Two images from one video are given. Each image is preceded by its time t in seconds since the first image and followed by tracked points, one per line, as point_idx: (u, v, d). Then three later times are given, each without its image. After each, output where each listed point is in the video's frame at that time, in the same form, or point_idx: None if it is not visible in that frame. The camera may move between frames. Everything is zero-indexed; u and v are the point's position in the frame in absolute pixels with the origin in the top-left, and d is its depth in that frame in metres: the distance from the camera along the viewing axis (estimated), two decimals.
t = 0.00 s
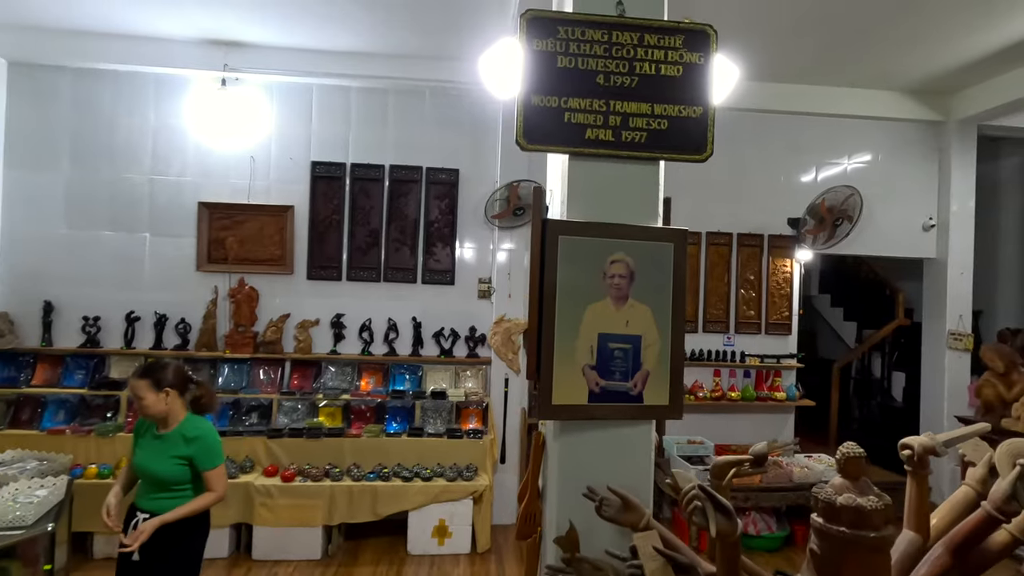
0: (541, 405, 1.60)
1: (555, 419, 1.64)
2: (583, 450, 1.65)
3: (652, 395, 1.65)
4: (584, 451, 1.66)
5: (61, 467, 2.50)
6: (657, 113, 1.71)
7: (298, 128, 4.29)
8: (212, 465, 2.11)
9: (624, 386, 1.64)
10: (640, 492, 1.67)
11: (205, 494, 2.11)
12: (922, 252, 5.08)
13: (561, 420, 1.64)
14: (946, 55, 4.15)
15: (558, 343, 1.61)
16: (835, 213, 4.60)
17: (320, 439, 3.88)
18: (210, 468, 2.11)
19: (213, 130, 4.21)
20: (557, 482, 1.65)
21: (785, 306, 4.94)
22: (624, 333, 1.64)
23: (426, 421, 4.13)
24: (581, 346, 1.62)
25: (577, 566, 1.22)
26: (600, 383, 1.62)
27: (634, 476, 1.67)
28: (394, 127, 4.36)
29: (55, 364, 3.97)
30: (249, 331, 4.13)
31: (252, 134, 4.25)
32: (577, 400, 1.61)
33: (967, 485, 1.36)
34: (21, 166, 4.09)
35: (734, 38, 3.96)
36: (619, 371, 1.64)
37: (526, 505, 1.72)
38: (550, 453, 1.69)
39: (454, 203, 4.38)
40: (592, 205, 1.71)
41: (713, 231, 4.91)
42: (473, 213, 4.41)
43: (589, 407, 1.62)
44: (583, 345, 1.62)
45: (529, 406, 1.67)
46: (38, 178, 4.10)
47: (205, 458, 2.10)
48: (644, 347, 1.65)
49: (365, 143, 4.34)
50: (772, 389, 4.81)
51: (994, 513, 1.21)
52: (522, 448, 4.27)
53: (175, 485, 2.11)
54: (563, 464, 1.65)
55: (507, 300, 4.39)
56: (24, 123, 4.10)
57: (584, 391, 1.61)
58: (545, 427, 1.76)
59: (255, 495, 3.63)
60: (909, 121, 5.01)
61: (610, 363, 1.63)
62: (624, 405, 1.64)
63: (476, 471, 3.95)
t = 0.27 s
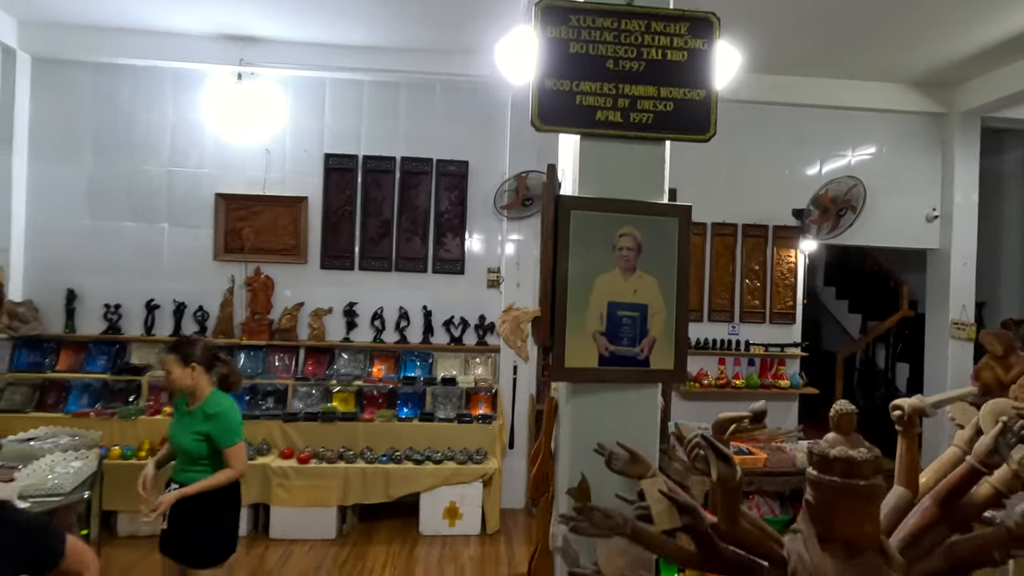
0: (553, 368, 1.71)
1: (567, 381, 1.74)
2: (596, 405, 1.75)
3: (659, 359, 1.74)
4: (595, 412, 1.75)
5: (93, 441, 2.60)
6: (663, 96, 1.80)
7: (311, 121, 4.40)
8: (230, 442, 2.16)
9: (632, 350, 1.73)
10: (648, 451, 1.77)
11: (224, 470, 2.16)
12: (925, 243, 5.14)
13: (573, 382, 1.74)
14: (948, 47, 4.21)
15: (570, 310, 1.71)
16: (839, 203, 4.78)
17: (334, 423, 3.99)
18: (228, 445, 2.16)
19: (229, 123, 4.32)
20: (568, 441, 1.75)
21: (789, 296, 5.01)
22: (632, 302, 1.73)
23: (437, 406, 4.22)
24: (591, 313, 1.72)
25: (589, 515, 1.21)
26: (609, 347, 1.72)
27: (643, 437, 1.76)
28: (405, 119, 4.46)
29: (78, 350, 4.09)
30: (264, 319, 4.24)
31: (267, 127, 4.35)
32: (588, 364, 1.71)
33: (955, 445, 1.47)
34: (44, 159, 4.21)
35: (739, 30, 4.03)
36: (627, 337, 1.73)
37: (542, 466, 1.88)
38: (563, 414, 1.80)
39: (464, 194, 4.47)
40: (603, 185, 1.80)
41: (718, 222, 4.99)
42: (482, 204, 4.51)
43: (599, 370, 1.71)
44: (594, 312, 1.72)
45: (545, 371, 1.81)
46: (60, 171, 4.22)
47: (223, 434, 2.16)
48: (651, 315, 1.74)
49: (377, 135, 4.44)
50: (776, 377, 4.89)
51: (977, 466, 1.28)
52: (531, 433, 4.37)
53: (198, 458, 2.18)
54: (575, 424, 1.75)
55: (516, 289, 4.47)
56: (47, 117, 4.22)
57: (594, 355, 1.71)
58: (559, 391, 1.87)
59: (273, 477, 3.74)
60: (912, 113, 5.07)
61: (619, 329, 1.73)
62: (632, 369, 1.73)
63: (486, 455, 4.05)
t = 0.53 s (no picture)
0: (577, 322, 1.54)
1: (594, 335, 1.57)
2: (624, 369, 1.57)
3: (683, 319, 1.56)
4: (624, 369, 1.59)
5: (147, 405, 2.81)
6: (687, 69, 1.88)
7: (341, 109, 4.54)
8: (271, 408, 2.30)
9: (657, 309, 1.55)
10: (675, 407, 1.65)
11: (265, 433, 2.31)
12: (950, 227, 5.12)
13: (601, 337, 1.56)
14: (975, 28, 4.19)
15: (594, 267, 1.54)
16: (861, 186, 4.78)
17: (363, 399, 4.16)
18: (269, 410, 2.30)
19: (263, 112, 4.49)
20: (594, 396, 1.60)
21: (811, 279, 5.04)
22: (657, 263, 1.55)
23: (462, 383, 4.38)
24: (618, 270, 1.54)
25: (616, 456, 1.31)
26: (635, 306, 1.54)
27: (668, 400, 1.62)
28: (431, 106, 4.58)
29: (123, 328, 4.33)
30: (298, 299, 4.44)
31: (300, 115, 4.51)
32: (613, 319, 1.53)
33: (966, 400, 1.50)
34: (90, 147, 4.43)
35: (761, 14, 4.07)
36: (652, 295, 1.54)
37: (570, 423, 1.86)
38: (591, 368, 1.64)
39: (488, 179, 4.58)
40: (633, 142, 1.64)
41: (739, 206, 5.03)
42: (506, 189, 4.61)
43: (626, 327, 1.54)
44: (621, 268, 1.54)
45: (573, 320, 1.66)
46: (105, 159, 4.44)
47: (265, 398, 2.30)
48: (674, 276, 1.57)
49: (403, 122, 4.58)
50: (797, 359, 4.93)
51: (984, 413, 1.29)
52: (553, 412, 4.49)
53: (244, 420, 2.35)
54: (602, 383, 1.59)
55: (539, 271, 4.56)
56: (92, 107, 4.43)
57: (619, 312, 1.54)
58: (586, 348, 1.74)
59: (307, 449, 3.94)
60: (938, 95, 5.03)
61: (644, 289, 1.54)
62: (656, 329, 1.55)
63: (510, 432, 4.19)
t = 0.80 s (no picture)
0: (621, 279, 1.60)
1: (638, 292, 1.63)
2: (666, 323, 1.63)
3: (721, 277, 1.60)
4: (666, 324, 1.64)
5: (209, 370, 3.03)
6: (728, 38, 1.66)
7: (382, 95, 4.70)
8: (305, 368, 2.44)
9: (696, 268, 1.60)
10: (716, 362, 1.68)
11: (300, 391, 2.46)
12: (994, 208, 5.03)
13: (644, 294, 1.62)
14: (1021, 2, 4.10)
15: (638, 227, 1.59)
16: (902, 165, 4.80)
17: (404, 374, 4.33)
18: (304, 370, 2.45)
19: (308, 99, 4.67)
20: (636, 350, 1.65)
21: (849, 261, 5.01)
22: (697, 224, 1.60)
23: (499, 360, 4.51)
24: (661, 230, 1.60)
25: (657, 403, 1.48)
26: (676, 265, 1.60)
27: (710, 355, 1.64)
28: (469, 91, 4.69)
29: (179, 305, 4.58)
30: (341, 279, 4.63)
31: (343, 102, 4.68)
32: (655, 278, 1.60)
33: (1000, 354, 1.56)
34: (148, 135, 4.67)
35: None
36: (693, 254, 1.60)
37: (609, 376, 1.80)
38: (632, 324, 1.70)
39: (524, 162, 4.69)
40: (675, 109, 1.66)
41: (775, 187, 5.03)
42: (541, 172, 4.71)
43: (666, 285, 1.60)
44: (664, 228, 1.60)
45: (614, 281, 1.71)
46: (162, 146, 4.68)
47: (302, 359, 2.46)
48: (715, 237, 1.60)
49: (441, 107, 4.70)
50: (833, 341, 4.93)
51: (1018, 364, 1.32)
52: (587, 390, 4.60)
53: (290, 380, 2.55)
54: (644, 337, 1.64)
55: (574, 253, 4.66)
56: (151, 96, 4.67)
57: (661, 270, 1.60)
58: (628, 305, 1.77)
59: (352, 420, 4.13)
60: (983, 73, 4.93)
61: (685, 248, 1.60)
62: (697, 287, 1.60)
63: (545, 407, 4.30)
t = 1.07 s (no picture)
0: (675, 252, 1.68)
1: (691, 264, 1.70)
2: (717, 294, 1.71)
3: (773, 250, 1.66)
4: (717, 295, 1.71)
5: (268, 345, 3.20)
6: (782, 16, 1.70)
7: (427, 84, 4.81)
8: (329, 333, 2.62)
9: (748, 241, 1.67)
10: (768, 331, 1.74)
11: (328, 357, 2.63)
12: None
13: (697, 265, 1.70)
14: None
15: (692, 201, 1.67)
16: (956, 147, 4.74)
17: (448, 355, 4.47)
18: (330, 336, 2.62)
19: (356, 89, 4.82)
20: (688, 320, 1.74)
21: (897, 247, 4.94)
22: (750, 198, 1.66)
23: (540, 343, 4.60)
24: (714, 204, 1.67)
25: (710, 368, 1.57)
26: (729, 238, 1.67)
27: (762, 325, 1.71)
28: (512, 78, 4.77)
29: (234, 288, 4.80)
30: (387, 263, 4.78)
31: (390, 91, 4.81)
32: (708, 250, 1.67)
33: None
34: (205, 125, 4.89)
35: None
36: (745, 227, 1.67)
37: (659, 348, 1.83)
38: (685, 295, 1.78)
39: (565, 148, 4.75)
40: (730, 90, 1.73)
41: (820, 171, 4.99)
42: (583, 158, 4.77)
43: (718, 257, 1.67)
44: (717, 202, 1.67)
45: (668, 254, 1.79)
46: (219, 136, 4.90)
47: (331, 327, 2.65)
48: (767, 211, 1.67)
49: (484, 95, 4.80)
50: (879, 328, 4.87)
51: None
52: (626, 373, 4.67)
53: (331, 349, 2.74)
54: (696, 307, 1.72)
55: (614, 238, 4.68)
56: (209, 88, 4.89)
57: (714, 243, 1.67)
58: (681, 278, 1.84)
59: (399, 397, 4.29)
60: None
61: (737, 221, 1.67)
62: (749, 259, 1.67)
63: (585, 389, 4.38)
